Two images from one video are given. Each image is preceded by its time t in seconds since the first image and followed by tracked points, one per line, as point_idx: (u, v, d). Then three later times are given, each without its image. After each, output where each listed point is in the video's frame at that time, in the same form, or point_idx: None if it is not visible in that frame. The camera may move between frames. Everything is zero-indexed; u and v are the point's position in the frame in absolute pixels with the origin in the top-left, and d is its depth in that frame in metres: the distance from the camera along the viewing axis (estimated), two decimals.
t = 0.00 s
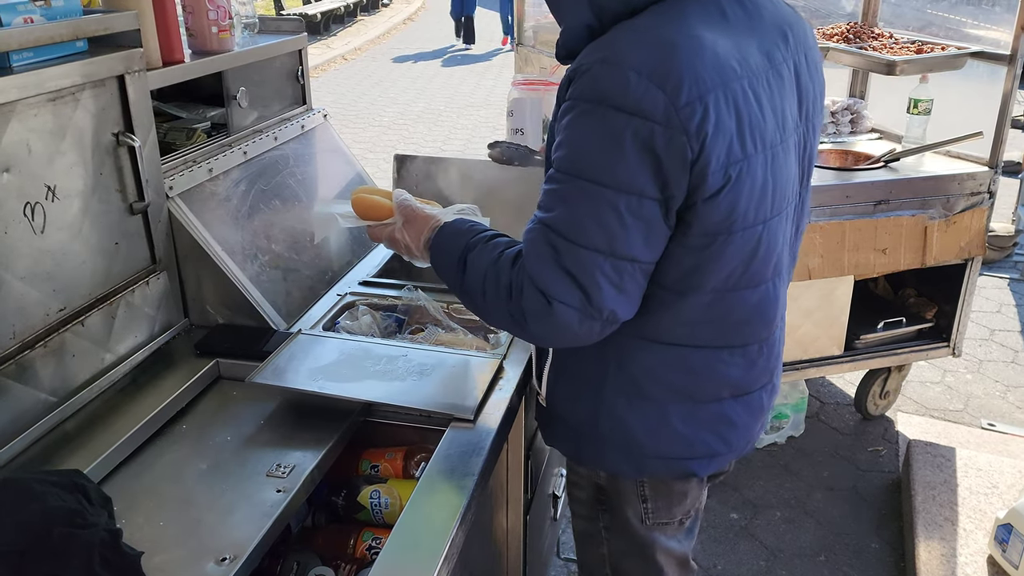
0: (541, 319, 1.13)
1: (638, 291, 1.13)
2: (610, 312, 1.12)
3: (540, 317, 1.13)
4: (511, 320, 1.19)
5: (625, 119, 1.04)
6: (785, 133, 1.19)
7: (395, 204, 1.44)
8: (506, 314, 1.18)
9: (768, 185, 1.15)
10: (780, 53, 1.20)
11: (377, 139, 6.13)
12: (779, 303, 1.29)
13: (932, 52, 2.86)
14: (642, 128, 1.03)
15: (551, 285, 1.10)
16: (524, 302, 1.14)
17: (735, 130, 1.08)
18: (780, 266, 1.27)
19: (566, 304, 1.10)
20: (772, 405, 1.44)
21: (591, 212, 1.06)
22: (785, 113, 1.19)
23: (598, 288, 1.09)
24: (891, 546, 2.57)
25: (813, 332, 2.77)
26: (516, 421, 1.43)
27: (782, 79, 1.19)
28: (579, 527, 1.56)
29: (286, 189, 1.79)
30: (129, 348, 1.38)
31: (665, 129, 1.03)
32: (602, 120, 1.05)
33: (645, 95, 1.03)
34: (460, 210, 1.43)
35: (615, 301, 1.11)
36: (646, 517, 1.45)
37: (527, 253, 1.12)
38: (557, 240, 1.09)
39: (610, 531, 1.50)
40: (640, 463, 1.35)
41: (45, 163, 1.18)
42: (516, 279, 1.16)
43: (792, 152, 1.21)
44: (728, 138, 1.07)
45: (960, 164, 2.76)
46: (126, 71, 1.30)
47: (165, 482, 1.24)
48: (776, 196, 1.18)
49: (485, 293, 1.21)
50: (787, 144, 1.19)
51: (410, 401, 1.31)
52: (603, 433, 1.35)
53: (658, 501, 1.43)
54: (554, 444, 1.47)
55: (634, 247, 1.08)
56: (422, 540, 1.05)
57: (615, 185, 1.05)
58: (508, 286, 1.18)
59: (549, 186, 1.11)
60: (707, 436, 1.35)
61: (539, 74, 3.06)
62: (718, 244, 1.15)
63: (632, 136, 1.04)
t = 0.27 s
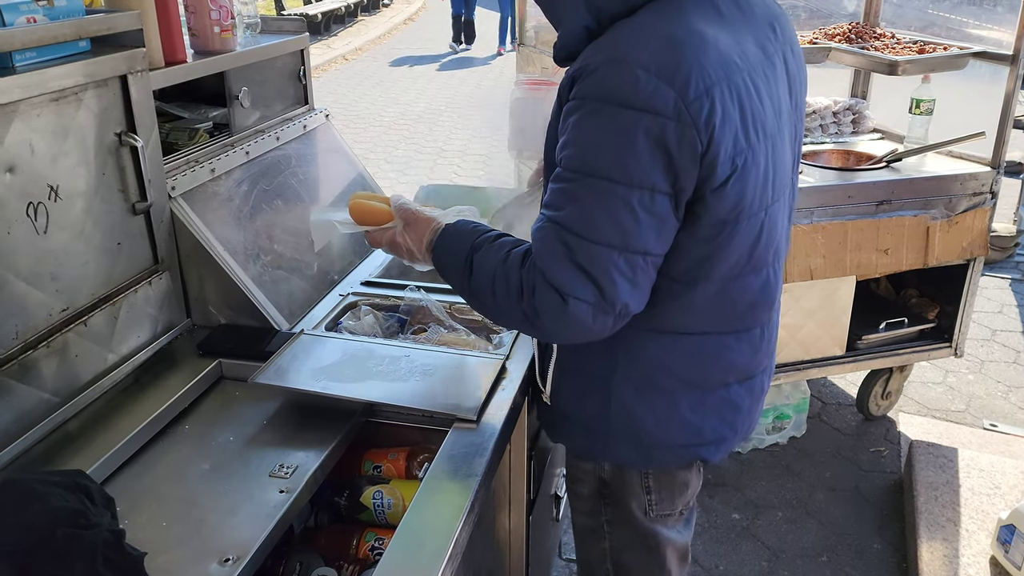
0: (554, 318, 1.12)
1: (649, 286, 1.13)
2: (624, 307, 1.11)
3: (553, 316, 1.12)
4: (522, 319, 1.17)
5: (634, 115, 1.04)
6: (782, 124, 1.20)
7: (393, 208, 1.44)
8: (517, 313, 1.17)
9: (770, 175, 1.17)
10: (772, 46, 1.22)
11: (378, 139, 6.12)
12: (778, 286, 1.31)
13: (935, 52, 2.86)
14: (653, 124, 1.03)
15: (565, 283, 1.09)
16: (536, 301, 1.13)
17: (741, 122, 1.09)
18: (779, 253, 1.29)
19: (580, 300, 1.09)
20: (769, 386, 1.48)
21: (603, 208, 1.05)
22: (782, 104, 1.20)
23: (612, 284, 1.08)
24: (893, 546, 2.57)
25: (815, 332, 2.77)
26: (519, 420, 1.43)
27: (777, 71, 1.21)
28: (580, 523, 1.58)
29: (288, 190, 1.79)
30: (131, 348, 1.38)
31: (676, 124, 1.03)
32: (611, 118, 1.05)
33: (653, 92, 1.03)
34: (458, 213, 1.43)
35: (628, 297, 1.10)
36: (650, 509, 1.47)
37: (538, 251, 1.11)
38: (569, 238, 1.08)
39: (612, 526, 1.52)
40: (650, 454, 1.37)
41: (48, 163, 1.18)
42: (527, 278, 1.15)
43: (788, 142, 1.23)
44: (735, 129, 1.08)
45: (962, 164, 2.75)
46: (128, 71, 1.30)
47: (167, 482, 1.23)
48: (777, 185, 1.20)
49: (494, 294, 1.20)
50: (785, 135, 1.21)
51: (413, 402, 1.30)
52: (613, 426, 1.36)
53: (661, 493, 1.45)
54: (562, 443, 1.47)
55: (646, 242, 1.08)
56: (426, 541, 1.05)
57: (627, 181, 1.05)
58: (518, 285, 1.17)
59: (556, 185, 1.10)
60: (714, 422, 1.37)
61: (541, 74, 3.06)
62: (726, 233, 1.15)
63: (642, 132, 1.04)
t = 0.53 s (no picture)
0: (569, 309, 1.12)
1: (661, 273, 1.13)
2: (636, 295, 1.12)
3: (568, 308, 1.12)
4: (535, 312, 1.18)
5: (643, 106, 1.04)
6: (778, 107, 1.22)
7: (404, 209, 1.44)
8: (530, 307, 1.17)
9: (771, 155, 1.19)
10: (762, 31, 1.24)
11: (379, 139, 6.12)
12: (780, 265, 1.34)
13: (937, 52, 2.85)
14: (662, 113, 1.04)
15: (579, 273, 1.09)
16: (549, 294, 1.13)
17: (746, 105, 1.10)
18: (779, 231, 1.32)
19: (595, 290, 1.10)
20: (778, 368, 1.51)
21: (616, 198, 1.06)
22: (776, 87, 1.22)
23: (625, 272, 1.09)
24: (895, 546, 2.57)
25: (817, 333, 2.77)
26: (523, 418, 1.43)
27: (770, 57, 1.23)
28: (588, 519, 1.59)
29: (291, 189, 1.79)
30: (135, 347, 1.38)
31: (686, 111, 1.04)
32: (620, 110, 1.05)
33: (661, 82, 1.04)
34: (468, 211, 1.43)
35: (641, 285, 1.11)
36: (660, 503, 1.49)
37: (550, 244, 1.11)
38: (582, 228, 1.08)
39: (621, 521, 1.54)
40: (666, 442, 1.39)
41: (51, 163, 1.18)
42: (539, 271, 1.15)
43: (783, 123, 1.25)
44: (740, 111, 1.09)
45: (964, 164, 2.75)
46: (132, 71, 1.30)
47: (171, 482, 1.23)
48: (777, 166, 1.22)
49: (507, 290, 1.21)
50: (781, 117, 1.23)
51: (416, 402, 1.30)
52: (632, 418, 1.37)
53: (671, 486, 1.48)
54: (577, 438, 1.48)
55: (658, 229, 1.08)
56: (430, 539, 1.04)
57: (638, 170, 1.05)
58: (530, 279, 1.17)
59: (565, 179, 1.11)
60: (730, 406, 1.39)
61: (543, 75, 3.06)
62: (735, 214, 1.17)
63: (653, 121, 1.04)
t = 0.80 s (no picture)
0: (591, 316, 1.12)
1: (680, 275, 1.14)
2: (658, 297, 1.12)
3: (591, 315, 1.12)
4: (553, 320, 1.17)
5: (655, 110, 1.05)
6: (775, 100, 1.24)
7: (402, 233, 1.43)
8: (548, 316, 1.17)
9: (774, 146, 1.21)
10: (753, 28, 1.25)
11: (380, 139, 6.12)
12: (785, 253, 1.38)
13: (939, 52, 2.85)
14: (674, 115, 1.05)
15: (603, 281, 1.09)
16: (570, 302, 1.13)
17: (751, 99, 1.12)
18: (780, 222, 1.35)
19: (618, 296, 1.10)
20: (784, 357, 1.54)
21: (635, 204, 1.05)
22: (771, 80, 1.24)
23: (647, 276, 1.09)
24: (897, 547, 2.56)
25: (819, 333, 2.77)
26: (525, 418, 1.43)
27: (763, 51, 1.24)
28: (607, 525, 1.58)
29: (292, 190, 1.79)
30: (136, 348, 1.38)
31: (697, 111, 1.05)
32: (632, 116, 1.05)
33: (670, 84, 1.04)
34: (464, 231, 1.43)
35: (662, 287, 1.11)
36: (679, 502, 1.50)
37: (570, 254, 1.10)
38: (602, 236, 1.08)
39: (639, 526, 1.53)
40: (695, 439, 1.39)
41: (53, 163, 1.18)
42: (558, 281, 1.14)
43: (779, 115, 1.27)
44: (747, 105, 1.11)
45: (965, 164, 2.75)
46: (133, 72, 1.30)
47: (173, 483, 1.23)
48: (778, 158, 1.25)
49: (525, 303, 1.20)
50: (778, 111, 1.25)
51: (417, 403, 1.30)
52: (658, 419, 1.37)
53: (691, 486, 1.48)
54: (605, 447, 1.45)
55: (677, 231, 1.09)
56: (433, 540, 1.05)
57: (655, 174, 1.05)
58: (547, 288, 1.16)
59: (579, 189, 1.10)
60: (749, 396, 1.41)
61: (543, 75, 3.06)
62: (750, 207, 1.19)
63: (666, 124, 1.05)
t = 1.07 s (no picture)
0: (594, 317, 1.11)
1: (684, 277, 1.14)
2: (661, 300, 1.12)
3: (593, 317, 1.11)
4: (556, 322, 1.17)
5: (666, 109, 1.05)
6: (783, 101, 1.24)
7: (405, 228, 1.43)
8: (551, 317, 1.17)
9: (784, 147, 1.22)
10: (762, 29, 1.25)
11: (381, 139, 6.11)
12: (791, 255, 1.38)
13: (941, 52, 2.85)
14: (686, 115, 1.05)
15: (606, 281, 1.09)
16: (573, 303, 1.12)
17: (762, 100, 1.12)
18: (789, 222, 1.35)
19: (621, 297, 1.10)
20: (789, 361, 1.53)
21: (643, 204, 1.05)
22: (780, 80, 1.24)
23: (651, 277, 1.09)
24: (899, 548, 2.56)
25: (820, 333, 2.76)
26: (528, 418, 1.43)
27: (771, 52, 1.25)
28: (607, 527, 1.58)
29: (294, 190, 1.79)
30: (138, 348, 1.38)
31: (709, 111, 1.06)
32: (642, 115, 1.05)
33: (682, 84, 1.05)
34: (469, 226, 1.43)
35: (666, 289, 1.11)
36: (680, 507, 1.49)
37: (575, 253, 1.10)
38: (609, 236, 1.07)
39: (640, 530, 1.53)
40: (699, 441, 1.38)
41: (55, 163, 1.17)
42: (561, 282, 1.14)
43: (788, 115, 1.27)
44: (758, 105, 1.11)
45: (967, 164, 2.75)
46: (135, 71, 1.30)
47: (175, 483, 1.23)
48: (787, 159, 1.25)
49: (526, 304, 1.20)
50: (786, 112, 1.25)
51: (421, 403, 1.30)
52: (661, 421, 1.36)
53: (692, 490, 1.48)
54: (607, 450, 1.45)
55: (684, 232, 1.09)
56: (433, 541, 1.04)
57: (664, 173, 1.05)
58: (551, 289, 1.16)
59: (587, 187, 1.10)
60: (754, 399, 1.41)
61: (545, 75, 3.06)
62: (758, 207, 1.19)
63: (677, 124, 1.05)
